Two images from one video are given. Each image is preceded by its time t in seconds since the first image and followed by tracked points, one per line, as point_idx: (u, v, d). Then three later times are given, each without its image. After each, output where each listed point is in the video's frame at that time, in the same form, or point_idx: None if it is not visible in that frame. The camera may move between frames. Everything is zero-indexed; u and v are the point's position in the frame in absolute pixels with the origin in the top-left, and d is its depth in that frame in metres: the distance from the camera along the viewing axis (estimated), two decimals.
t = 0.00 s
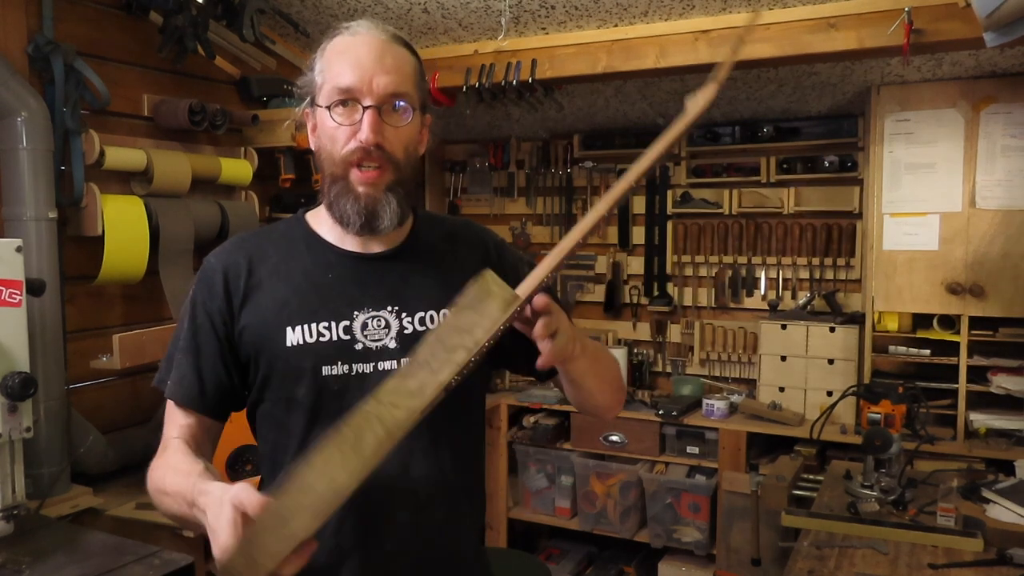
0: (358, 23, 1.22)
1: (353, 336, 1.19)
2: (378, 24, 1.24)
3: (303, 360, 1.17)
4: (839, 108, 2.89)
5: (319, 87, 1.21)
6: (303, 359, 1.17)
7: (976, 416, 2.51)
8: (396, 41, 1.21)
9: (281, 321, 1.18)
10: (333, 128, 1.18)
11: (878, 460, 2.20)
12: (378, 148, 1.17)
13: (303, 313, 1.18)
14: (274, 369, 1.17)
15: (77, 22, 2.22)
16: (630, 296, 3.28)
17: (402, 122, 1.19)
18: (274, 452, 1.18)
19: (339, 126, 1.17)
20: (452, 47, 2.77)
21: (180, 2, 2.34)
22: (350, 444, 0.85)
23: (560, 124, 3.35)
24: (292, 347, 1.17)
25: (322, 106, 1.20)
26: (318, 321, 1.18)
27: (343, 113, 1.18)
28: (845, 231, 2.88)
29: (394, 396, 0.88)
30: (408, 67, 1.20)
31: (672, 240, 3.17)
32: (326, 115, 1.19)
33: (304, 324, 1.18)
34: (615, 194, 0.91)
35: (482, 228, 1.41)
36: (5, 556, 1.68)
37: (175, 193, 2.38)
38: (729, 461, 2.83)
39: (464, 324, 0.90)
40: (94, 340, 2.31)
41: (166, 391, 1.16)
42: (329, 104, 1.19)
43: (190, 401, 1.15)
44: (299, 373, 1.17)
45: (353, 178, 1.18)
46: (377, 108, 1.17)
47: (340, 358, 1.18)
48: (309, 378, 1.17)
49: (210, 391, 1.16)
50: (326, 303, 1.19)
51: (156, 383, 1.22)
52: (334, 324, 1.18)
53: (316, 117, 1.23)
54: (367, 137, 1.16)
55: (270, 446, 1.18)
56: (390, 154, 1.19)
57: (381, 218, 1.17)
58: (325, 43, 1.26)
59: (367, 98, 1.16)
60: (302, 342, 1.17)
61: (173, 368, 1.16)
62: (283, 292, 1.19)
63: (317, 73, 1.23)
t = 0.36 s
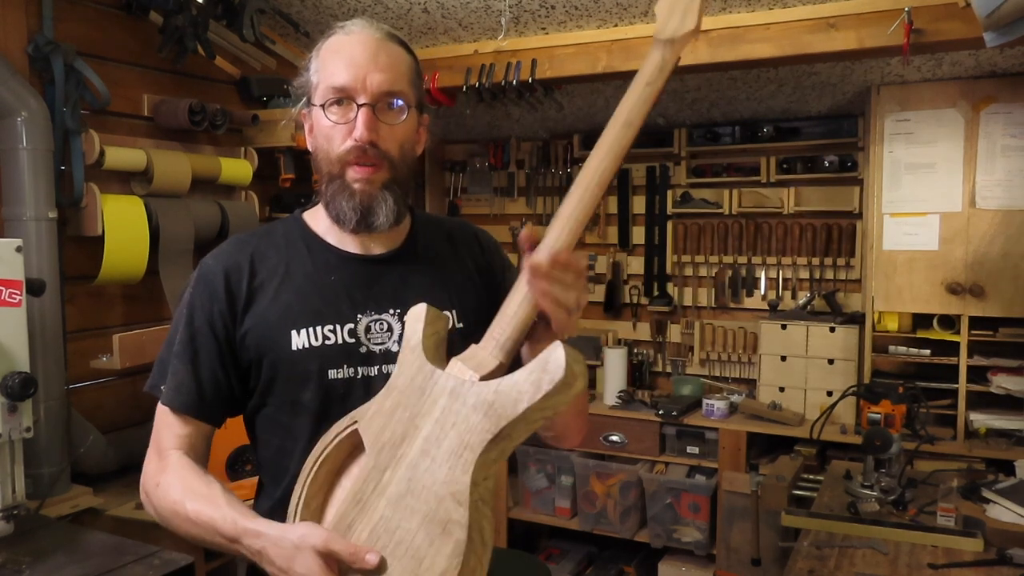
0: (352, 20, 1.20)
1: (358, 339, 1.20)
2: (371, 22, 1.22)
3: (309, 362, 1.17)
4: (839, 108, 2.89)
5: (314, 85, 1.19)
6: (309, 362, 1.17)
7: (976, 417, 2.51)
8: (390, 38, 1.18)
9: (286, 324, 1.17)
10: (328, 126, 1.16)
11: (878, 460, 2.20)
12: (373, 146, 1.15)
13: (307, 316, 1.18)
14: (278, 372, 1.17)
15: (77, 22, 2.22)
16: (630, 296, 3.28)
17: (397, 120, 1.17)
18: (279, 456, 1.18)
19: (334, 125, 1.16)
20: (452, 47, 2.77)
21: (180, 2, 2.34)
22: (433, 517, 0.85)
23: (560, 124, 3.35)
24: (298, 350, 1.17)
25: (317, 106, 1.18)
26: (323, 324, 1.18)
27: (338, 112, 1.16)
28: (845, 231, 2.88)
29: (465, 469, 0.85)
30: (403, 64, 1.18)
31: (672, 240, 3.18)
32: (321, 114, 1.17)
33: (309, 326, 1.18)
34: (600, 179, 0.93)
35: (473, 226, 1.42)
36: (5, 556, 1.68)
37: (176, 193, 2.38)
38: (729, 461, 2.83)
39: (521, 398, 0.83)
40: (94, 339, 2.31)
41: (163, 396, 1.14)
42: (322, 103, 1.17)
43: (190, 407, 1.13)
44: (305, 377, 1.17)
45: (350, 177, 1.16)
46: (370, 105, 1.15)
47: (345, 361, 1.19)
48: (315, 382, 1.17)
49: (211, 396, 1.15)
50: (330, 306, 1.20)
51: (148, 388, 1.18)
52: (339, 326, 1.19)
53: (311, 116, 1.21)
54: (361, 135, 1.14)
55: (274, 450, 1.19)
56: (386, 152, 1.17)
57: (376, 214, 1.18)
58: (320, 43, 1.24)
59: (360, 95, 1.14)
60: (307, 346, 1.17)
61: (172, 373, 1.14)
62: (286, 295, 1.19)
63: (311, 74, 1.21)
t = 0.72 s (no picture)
0: (335, 18, 1.20)
1: (348, 336, 1.19)
2: (354, 19, 1.22)
3: (300, 360, 1.16)
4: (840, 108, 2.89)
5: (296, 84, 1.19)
6: (299, 359, 1.16)
7: (976, 416, 2.51)
8: (372, 36, 1.18)
9: (275, 321, 1.17)
10: (311, 126, 1.17)
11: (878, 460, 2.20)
12: (356, 145, 1.16)
13: (297, 313, 1.17)
14: (268, 369, 1.16)
15: (77, 22, 2.22)
16: (630, 297, 3.28)
17: (380, 119, 1.17)
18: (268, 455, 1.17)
19: (316, 125, 1.16)
20: (452, 47, 2.76)
21: (180, 2, 2.33)
22: (465, 503, 0.87)
23: (560, 124, 3.35)
24: (288, 347, 1.16)
25: (299, 105, 1.18)
26: (313, 320, 1.18)
27: (320, 111, 1.16)
28: (845, 231, 2.88)
29: (502, 457, 0.87)
30: (386, 62, 1.18)
31: (672, 240, 3.18)
32: (303, 113, 1.17)
33: (300, 323, 1.17)
34: (645, 170, 1.07)
35: (463, 222, 1.43)
36: (6, 556, 1.68)
37: (176, 193, 2.38)
38: (729, 461, 2.83)
39: (570, 386, 0.89)
40: (95, 339, 2.31)
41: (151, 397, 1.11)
42: (304, 102, 1.17)
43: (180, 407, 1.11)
44: (295, 374, 1.16)
45: (334, 178, 1.17)
46: (353, 104, 1.15)
47: (336, 358, 1.18)
48: (306, 380, 1.16)
49: (202, 397, 1.13)
50: (320, 303, 1.19)
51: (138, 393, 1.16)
52: (329, 323, 1.18)
53: (293, 115, 1.21)
54: (343, 134, 1.14)
55: (263, 450, 1.18)
56: (369, 151, 1.18)
57: (361, 219, 1.17)
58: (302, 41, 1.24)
59: (343, 94, 1.14)
60: (298, 342, 1.16)
61: (161, 374, 1.12)
62: (276, 293, 1.18)
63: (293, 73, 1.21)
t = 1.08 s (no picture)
0: (330, 32, 1.15)
1: (340, 335, 1.19)
2: (350, 32, 1.17)
3: (292, 360, 1.16)
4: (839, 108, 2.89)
5: (303, 107, 1.13)
6: (292, 359, 1.15)
7: (976, 416, 2.51)
8: (377, 55, 1.15)
9: (267, 321, 1.14)
10: (332, 155, 1.13)
11: (878, 459, 2.20)
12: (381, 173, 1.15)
13: (289, 312, 1.16)
14: (259, 370, 1.15)
15: (77, 22, 2.22)
16: (630, 297, 3.28)
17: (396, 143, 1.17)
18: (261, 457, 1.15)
19: (341, 154, 1.12)
20: (452, 47, 2.76)
21: (180, 2, 2.33)
22: (484, 500, 0.88)
23: (560, 124, 3.35)
24: (281, 346, 1.15)
25: (314, 131, 1.12)
26: (305, 320, 1.17)
27: (343, 140, 1.12)
28: (845, 231, 2.88)
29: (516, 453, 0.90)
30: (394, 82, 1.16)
31: (672, 240, 3.18)
32: (319, 140, 1.12)
33: (293, 321, 1.16)
34: (614, 156, 1.09)
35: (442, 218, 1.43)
36: (6, 556, 1.68)
37: (176, 193, 2.38)
38: (729, 461, 2.83)
39: (570, 375, 0.91)
40: (95, 339, 2.31)
41: (146, 390, 1.00)
42: (325, 132, 1.11)
43: (187, 387, 1.00)
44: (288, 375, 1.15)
45: (358, 205, 1.15)
46: (378, 133, 1.13)
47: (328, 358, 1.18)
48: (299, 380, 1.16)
49: (204, 381, 1.03)
50: (311, 301, 1.18)
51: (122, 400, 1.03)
52: (321, 322, 1.18)
53: (299, 139, 1.15)
54: (375, 165, 1.13)
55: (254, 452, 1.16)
56: (386, 176, 1.18)
57: (384, 236, 1.20)
58: (294, 55, 1.16)
59: (368, 124, 1.12)
60: (290, 342, 1.15)
61: (155, 363, 1.01)
62: (267, 291, 1.16)
63: (298, 94, 1.14)
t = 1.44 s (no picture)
0: (315, 18, 1.14)
1: (340, 338, 1.19)
2: (336, 18, 1.15)
3: (293, 364, 1.15)
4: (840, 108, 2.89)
5: (282, 93, 1.13)
6: (294, 364, 1.15)
7: (976, 416, 2.51)
8: (362, 40, 1.13)
9: (269, 325, 1.14)
10: (308, 141, 1.12)
11: (878, 459, 2.20)
12: (359, 161, 1.14)
13: (289, 315, 1.15)
14: (262, 375, 1.14)
15: (77, 22, 2.22)
16: (630, 297, 3.28)
17: (378, 129, 1.15)
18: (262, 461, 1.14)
19: (316, 140, 1.11)
20: (451, 47, 2.76)
21: (180, 2, 2.33)
22: (503, 501, 0.92)
23: (560, 124, 3.35)
24: (284, 350, 1.14)
25: (292, 117, 1.11)
26: (305, 323, 1.16)
27: (320, 126, 1.11)
28: (845, 231, 2.88)
29: (531, 454, 0.94)
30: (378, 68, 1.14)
31: (672, 240, 3.18)
32: (297, 126, 1.11)
33: (295, 325, 1.15)
34: (607, 153, 1.09)
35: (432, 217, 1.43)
36: (6, 556, 1.68)
37: (176, 193, 2.38)
38: (729, 461, 2.83)
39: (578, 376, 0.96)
40: (94, 339, 2.31)
41: (162, 390, 0.99)
42: (302, 118, 1.10)
43: (204, 381, 1.00)
44: (290, 379, 1.15)
45: (337, 192, 1.14)
46: (355, 120, 1.11)
47: (329, 361, 1.18)
48: (301, 385, 1.15)
49: (219, 374, 1.03)
50: (312, 304, 1.17)
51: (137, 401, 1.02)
52: (321, 326, 1.17)
53: (279, 125, 1.14)
54: (350, 152, 1.11)
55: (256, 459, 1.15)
56: (367, 164, 1.16)
57: (361, 232, 1.19)
58: (278, 41, 1.15)
59: (344, 109, 1.10)
60: (292, 347, 1.15)
61: (168, 362, 1.01)
62: (268, 294, 1.15)
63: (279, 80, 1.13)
